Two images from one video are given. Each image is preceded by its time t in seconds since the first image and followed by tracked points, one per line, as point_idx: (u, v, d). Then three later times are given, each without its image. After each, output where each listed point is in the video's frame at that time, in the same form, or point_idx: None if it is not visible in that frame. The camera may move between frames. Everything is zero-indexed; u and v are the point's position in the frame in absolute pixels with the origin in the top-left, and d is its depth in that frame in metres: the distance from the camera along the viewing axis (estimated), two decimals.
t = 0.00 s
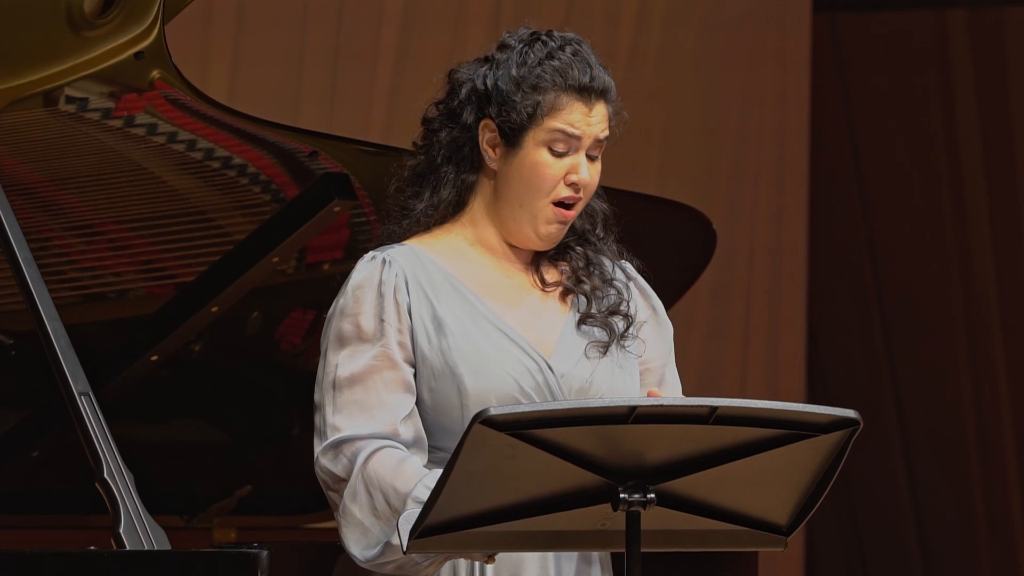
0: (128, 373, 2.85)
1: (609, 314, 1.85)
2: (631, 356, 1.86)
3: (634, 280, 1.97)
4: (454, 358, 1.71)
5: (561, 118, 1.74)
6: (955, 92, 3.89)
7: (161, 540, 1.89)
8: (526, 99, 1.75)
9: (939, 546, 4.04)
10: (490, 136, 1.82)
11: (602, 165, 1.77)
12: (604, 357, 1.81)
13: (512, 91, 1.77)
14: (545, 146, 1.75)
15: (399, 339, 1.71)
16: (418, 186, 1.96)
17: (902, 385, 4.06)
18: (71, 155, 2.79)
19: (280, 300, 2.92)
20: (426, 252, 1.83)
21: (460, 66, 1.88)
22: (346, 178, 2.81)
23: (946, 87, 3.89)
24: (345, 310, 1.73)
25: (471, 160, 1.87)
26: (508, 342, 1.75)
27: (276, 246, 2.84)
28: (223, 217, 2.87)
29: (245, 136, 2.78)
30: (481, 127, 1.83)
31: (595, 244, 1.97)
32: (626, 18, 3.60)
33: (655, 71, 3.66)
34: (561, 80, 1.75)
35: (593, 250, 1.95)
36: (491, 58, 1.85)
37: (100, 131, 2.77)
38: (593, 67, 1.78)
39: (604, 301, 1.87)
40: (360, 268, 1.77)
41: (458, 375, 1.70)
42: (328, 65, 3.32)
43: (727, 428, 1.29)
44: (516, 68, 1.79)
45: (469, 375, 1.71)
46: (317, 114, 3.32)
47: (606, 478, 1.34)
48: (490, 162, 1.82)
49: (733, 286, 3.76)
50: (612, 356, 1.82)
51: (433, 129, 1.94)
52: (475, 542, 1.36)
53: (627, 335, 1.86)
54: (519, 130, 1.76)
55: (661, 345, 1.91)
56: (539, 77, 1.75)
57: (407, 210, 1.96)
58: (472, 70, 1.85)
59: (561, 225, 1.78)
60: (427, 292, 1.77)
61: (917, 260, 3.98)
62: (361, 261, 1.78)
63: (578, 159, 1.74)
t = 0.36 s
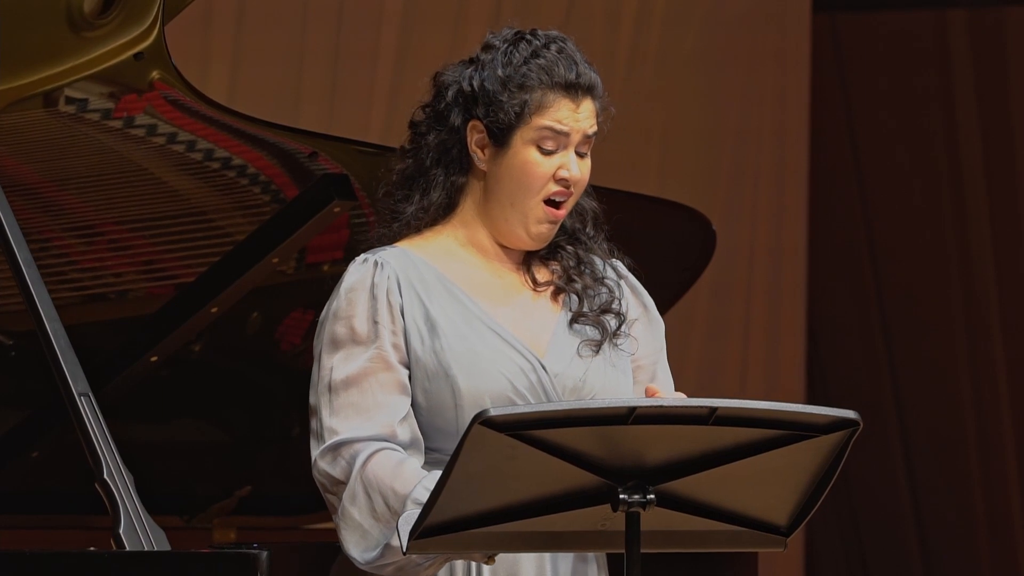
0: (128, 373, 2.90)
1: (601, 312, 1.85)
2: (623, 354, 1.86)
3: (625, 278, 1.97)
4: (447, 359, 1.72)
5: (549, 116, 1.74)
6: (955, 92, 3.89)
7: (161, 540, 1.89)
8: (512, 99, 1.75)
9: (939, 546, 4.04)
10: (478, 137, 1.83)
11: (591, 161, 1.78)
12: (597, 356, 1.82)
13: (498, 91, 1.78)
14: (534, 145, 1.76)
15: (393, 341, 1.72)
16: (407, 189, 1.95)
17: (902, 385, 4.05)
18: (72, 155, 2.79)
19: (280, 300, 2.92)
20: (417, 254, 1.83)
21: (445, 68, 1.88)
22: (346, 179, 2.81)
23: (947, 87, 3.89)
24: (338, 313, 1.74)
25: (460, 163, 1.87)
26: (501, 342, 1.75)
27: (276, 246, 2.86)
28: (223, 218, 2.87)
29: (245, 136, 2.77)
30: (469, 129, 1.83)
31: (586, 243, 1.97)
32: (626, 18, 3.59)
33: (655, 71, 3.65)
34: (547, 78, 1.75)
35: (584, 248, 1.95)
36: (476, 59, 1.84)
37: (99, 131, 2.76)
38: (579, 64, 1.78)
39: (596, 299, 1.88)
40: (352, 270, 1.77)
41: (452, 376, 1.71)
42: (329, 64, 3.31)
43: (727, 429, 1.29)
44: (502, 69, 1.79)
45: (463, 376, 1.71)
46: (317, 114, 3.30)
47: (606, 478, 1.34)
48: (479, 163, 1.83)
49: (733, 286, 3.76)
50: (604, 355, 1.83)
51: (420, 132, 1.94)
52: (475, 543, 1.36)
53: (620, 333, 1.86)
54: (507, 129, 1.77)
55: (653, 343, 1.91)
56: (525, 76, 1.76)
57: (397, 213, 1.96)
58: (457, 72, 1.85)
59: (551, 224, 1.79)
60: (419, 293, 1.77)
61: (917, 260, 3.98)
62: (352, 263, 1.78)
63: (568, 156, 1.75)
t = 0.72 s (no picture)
0: (128, 373, 2.92)
1: (593, 311, 1.85)
2: (615, 353, 1.86)
3: (616, 276, 1.96)
4: (441, 360, 1.72)
5: (535, 115, 1.75)
6: (955, 92, 3.89)
7: (162, 544, 1.82)
8: (499, 99, 1.76)
9: (939, 546, 4.04)
10: (465, 139, 1.83)
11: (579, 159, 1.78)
12: (590, 355, 1.81)
13: (484, 92, 1.78)
14: (522, 144, 1.76)
15: (387, 344, 1.72)
16: (396, 193, 1.95)
17: (902, 385, 4.06)
18: (71, 156, 2.78)
19: (280, 301, 2.94)
20: (409, 257, 1.83)
21: (429, 71, 1.88)
22: (347, 181, 2.81)
23: (946, 87, 3.89)
24: (331, 317, 1.74)
25: (448, 165, 1.87)
26: (494, 343, 1.75)
27: (276, 248, 2.87)
28: (223, 221, 2.88)
29: (245, 137, 2.77)
30: (456, 131, 1.83)
31: (575, 242, 1.96)
32: (626, 17, 3.58)
33: (655, 71, 3.63)
34: (533, 77, 1.76)
35: (573, 248, 1.94)
36: (460, 61, 1.85)
37: (99, 133, 2.75)
38: (564, 62, 1.79)
39: (588, 298, 1.87)
40: (344, 274, 1.78)
41: (446, 378, 1.71)
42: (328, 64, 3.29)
43: (726, 430, 1.29)
44: (487, 69, 1.79)
45: (456, 378, 1.71)
46: (317, 116, 3.23)
47: (606, 479, 1.34)
48: (467, 165, 1.83)
49: (733, 286, 3.76)
50: (597, 354, 1.83)
51: (407, 136, 1.94)
52: (475, 544, 1.36)
53: (612, 331, 1.86)
54: (494, 130, 1.77)
55: (645, 341, 1.91)
56: (510, 75, 1.76)
57: (386, 217, 1.96)
58: (442, 74, 1.86)
59: (542, 223, 1.79)
60: (412, 296, 1.77)
61: (917, 260, 3.98)
62: (344, 267, 1.79)
63: (556, 154, 1.75)
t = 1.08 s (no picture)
0: (128, 374, 2.89)
1: (587, 309, 1.85)
2: (609, 350, 1.86)
3: (608, 273, 1.96)
4: (437, 360, 1.72)
5: (520, 114, 1.75)
6: (955, 92, 3.88)
7: (161, 542, 1.83)
8: (482, 99, 1.76)
9: (939, 546, 4.04)
10: (452, 140, 1.82)
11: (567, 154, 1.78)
12: (585, 353, 1.81)
13: (467, 93, 1.78)
14: (508, 143, 1.76)
15: (383, 344, 1.72)
16: (385, 198, 1.94)
17: (902, 385, 4.06)
18: (71, 156, 2.80)
19: (281, 301, 2.93)
20: (404, 258, 1.83)
21: (411, 74, 1.88)
22: (347, 180, 2.80)
23: (947, 87, 3.89)
24: (327, 318, 1.74)
25: (435, 167, 1.86)
26: (489, 342, 1.75)
27: (276, 248, 2.85)
28: (224, 221, 2.88)
29: (245, 137, 2.78)
30: (442, 133, 1.83)
31: (567, 238, 1.96)
32: (626, 18, 3.58)
33: (655, 71, 3.63)
34: (515, 75, 1.75)
35: (565, 244, 1.94)
36: (442, 63, 1.84)
37: (99, 132, 2.77)
38: (545, 58, 1.78)
39: (581, 296, 1.87)
40: (339, 276, 1.78)
41: (442, 379, 1.71)
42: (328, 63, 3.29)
43: (726, 430, 1.29)
44: (469, 70, 1.79)
45: (452, 378, 1.72)
46: (317, 116, 3.24)
47: (606, 480, 1.34)
48: (455, 166, 1.82)
49: (733, 286, 3.76)
50: (592, 352, 1.83)
51: (393, 140, 1.93)
52: (474, 545, 1.36)
53: (605, 329, 1.86)
54: (480, 130, 1.77)
55: (639, 338, 1.91)
56: (493, 75, 1.76)
57: (376, 222, 1.94)
58: (425, 77, 1.85)
59: (535, 219, 1.78)
60: (407, 296, 1.77)
61: (917, 260, 3.98)
62: (339, 269, 1.79)
63: (543, 150, 1.75)
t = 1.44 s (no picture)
0: (128, 374, 2.93)
1: (581, 306, 1.85)
2: (605, 346, 1.86)
3: (601, 269, 1.95)
4: (433, 359, 1.72)
5: (507, 115, 1.74)
6: (955, 93, 3.88)
7: (161, 545, 1.80)
8: (468, 103, 1.76)
9: (939, 546, 4.04)
10: (440, 143, 1.82)
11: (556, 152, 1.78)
12: (580, 350, 1.81)
13: (453, 96, 1.78)
14: (496, 144, 1.76)
15: (380, 344, 1.72)
16: (375, 201, 1.93)
17: (902, 385, 4.06)
18: (70, 155, 2.75)
19: (281, 301, 2.94)
20: (398, 258, 1.83)
21: (398, 77, 1.87)
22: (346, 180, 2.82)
23: (947, 87, 3.89)
24: (323, 319, 1.74)
25: (425, 169, 1.86)
26: (484, 340, 1.75)
27: (276, 247, 2.87)
28: (223, 220, 2.88)
29: (245, 136, 2.71)
30: (430, 136, 1.83)
31: (559, 235, 1.95)
32: (626, 18, 3.56)
33: (655, 71, 3.61)
34: (499, 77, 1.75)
35: (557, 241, 1.93)
36: (427, 65, 1.84)
37: (99, 132, 2.71)
38: (530, 58, 1.78)
39: (575, 293, 1.87)
40: (333, 276, 1.77)
41: (438, 378, 1.72)
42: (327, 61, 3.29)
43: (726, 430, 1.29)
44: (453, 73, 1.78)
45: (449, 376, 1.72)
46: (317, 116, 3.21)
47: (606, 478, 1.34)
48: (444, 169, 1.82)
49: (733, 286, 3.79)
50: (587, 349, 1.83)
51: (382, 143, 1.93)
52: (475, 544, 1.36)
53: (600, 325, 1.86)
54: (467, 133, 1.77)
55: (633, 334, 1.90)
56: (478, 78, 1.75)
57: (365, 225, 1.93)
58: (411, 80, 1.84)
59: (525, 218, 1.79)
60: (402, 295, 1.77)
61: (917, 260, 3.98)
62: (334, 269, 1.78)
63: (531, 151, 1.74)
